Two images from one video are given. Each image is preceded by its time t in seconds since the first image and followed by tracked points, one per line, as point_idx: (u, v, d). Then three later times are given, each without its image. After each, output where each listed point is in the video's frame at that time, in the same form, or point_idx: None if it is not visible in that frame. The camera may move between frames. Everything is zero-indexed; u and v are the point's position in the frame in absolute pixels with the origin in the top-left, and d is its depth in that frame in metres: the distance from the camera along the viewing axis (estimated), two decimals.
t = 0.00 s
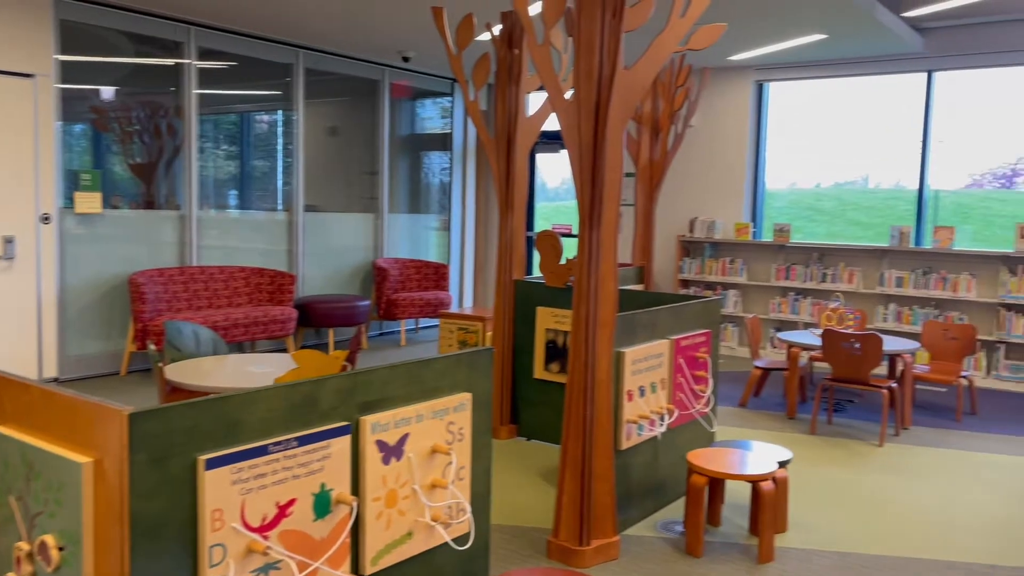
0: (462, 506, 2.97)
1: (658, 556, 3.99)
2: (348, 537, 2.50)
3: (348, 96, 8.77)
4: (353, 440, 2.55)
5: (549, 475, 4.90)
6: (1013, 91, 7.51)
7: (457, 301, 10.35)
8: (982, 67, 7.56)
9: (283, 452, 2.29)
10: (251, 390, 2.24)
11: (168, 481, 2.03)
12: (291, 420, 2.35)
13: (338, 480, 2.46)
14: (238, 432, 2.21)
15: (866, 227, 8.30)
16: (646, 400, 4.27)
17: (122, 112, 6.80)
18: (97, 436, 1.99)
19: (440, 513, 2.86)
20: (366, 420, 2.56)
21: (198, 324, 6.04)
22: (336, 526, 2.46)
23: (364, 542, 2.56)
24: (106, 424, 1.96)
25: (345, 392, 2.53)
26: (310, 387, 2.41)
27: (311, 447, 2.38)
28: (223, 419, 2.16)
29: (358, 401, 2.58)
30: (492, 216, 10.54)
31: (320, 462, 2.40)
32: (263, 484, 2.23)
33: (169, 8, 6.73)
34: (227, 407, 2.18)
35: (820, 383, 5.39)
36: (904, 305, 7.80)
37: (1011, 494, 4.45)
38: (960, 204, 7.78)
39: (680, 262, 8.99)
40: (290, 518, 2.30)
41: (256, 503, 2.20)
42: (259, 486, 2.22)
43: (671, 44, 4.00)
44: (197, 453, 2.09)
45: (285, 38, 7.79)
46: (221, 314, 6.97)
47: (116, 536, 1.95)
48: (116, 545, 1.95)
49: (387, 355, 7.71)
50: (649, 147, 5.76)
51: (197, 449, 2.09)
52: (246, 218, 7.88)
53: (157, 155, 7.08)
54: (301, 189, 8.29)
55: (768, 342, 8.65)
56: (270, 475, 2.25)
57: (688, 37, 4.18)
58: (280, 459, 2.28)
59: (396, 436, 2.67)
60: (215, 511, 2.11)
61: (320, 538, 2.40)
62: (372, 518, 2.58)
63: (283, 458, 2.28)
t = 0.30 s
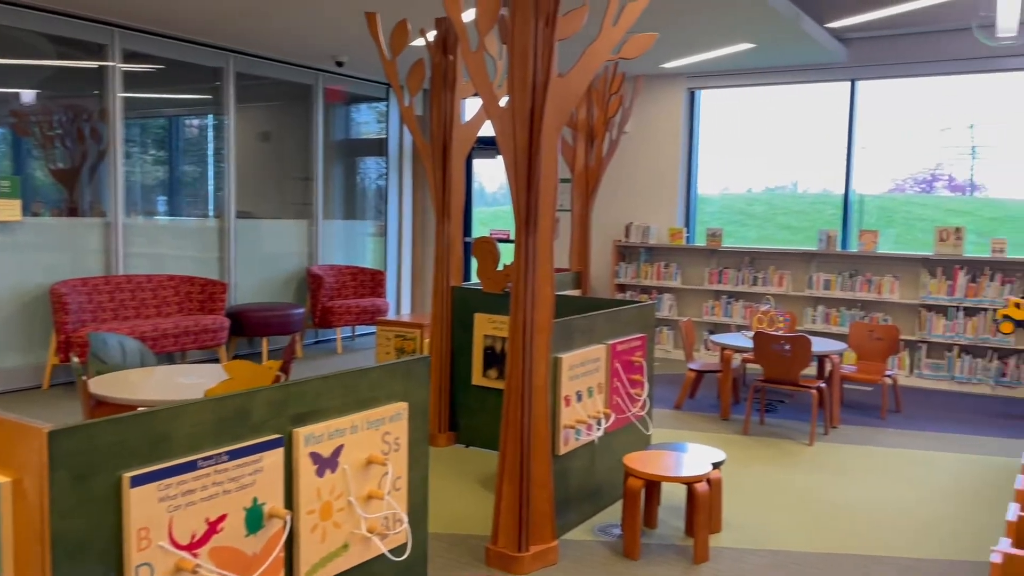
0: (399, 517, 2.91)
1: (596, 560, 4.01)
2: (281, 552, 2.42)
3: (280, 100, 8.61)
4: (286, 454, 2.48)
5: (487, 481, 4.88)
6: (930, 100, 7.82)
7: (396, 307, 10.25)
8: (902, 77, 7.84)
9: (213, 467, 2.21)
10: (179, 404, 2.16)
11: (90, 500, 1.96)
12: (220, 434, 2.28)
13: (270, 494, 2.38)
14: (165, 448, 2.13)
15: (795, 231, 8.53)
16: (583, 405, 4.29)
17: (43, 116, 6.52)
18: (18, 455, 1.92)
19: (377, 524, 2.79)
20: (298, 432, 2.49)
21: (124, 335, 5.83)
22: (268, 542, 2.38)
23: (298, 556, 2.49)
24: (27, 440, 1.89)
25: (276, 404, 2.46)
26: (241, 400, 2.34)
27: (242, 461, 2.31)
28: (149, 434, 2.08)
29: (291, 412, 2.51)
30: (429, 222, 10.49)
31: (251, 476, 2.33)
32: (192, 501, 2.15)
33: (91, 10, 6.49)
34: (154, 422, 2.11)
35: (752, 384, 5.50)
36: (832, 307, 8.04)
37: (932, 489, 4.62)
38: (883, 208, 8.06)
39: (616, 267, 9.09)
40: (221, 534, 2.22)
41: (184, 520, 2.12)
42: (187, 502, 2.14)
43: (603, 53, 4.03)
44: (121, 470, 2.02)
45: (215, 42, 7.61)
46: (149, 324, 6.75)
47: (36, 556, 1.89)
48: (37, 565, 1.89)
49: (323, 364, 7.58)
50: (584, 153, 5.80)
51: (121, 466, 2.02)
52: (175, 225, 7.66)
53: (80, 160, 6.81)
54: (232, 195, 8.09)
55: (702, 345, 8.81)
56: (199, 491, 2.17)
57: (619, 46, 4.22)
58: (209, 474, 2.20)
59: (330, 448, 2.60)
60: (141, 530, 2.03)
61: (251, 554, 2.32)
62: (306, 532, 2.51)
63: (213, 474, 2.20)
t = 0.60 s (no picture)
0: (342, 528, 2.86)
1: (542, 565, 4.02)
2: (220, 568, 2.36)
3: (218, 104, 8.43)
4: (224, 468, 2.42)
5: (433, 489, 4.85)
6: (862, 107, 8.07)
7: (340, 314, 10.13)
8: (834, 84, 8.09)
9: (148, 484, 2.14)
10: (112, 419, 2.10)
11: (17, 521, 1.89)
12: (155, 449, 2.21)
13: (209, 509, 2.32)
14: (98, 465, 2.06)
15: (733, 235, 8.72)
16: (528, 410, 4.29)
17: None
18: None
19: (319, 536, 2.73)
20: (237, 445, 2.44)
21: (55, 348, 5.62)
22: (207, 558, 2.31)
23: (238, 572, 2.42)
24: None
25: (214, 417, 2.40)
26: (177, 414, 2.28)
27: (178, 476, 2.24)
28: (80, 452, 2.02)
29: (229, 426, 2.45)
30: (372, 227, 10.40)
31: (188, 491, 2.26)
32: (126, 519, 2.08)
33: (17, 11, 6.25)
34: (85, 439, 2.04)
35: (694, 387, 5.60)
36: (770, 309, 8.25)
37: (866, 485, 4.76)
38: (818, 212, 8.30)
39: (560, 271, 9.18)
40: (157, 552, 2.15)
41: (118, 539, 2.05)
42: (122, 520, 2.07)
43: (542, 61, 4.05)
44: (51, 489, 1.95)
45: (149, 44, 7.40)
46: (81, 334, 6.52)
47: None
48: None
49: (265, 373, 7.45)
50: (527, 158, 5.81)
51: (51, 485, 1.95)
52: (109, 233, 7.43)
53: (6, 166, 6.54)
54: (168, 201, 7.89)
55: (644, 347, 8.94)
56: (134, 508, 2.10)
57: (559, 54, 4.24)
58: (144, 491, 2.13)
59: (271, 460, 2.54)
60: (73, 550, 1.96)
61: (189, 571, 2.26)
62: (246, 547, 2.45)
63: (148, 490, 2.14)
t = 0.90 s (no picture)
0: (291, 540, 2.80)
1: (494, 571, 4.01)
2: None
3: (161, 108, 8.24)
4: (168, 482, 2.36)
5: (386, 497, 4.81)
6: (804, 112, 8.26)
7: (289, 321, 9.99)
8: (777, 90, 8.26)
9: (89, 500, 2.08)
10: (50, 435, 2.04)
11: None
12: (95, 465, 2.15)
13: (153, 525, 2.26)
14: (35, 483, 2.00)
15: (682, 237, 8.85)
16: (480, 416, 4.28)
17: None
18: None
19: (268, 549, 2.66)
20: (181, 458, 2.38)
21: None
22: None
23: None
24: None
25: (158, 431, 2.35)
26: (118, 427, 2.23)
27: (120, 491, 2.18)
28: (16, 469, 1.96)
29: (173, 439, 2.40)
30: (322, 232, 10.28)
31: (131, 506, 2.20)
32: (66, 536, 2.01)
33: None
34: (22, 455, 1.98)
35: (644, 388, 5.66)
36: (718, 310, 8.39)
37: (812, 483, 4.87)
38: (764, 215, 8.48)
39: (512, 275, 9.22)
40: (99, 570, 2.08)
41: (58, 557, 1.98)
42: (61, 538, 2.00)
43: (491, 67, 4.05)
44: None
45: (89, 46, 7.20)
46: (19, 345, 6.30)
47: None
48: None
49: (212, 382, 7.30)
50: (477, 162, 5.77)
51: None
52: (48, 240, 7.19)
53: None
54: (110, 207, 7.68)
55: (596, 350, 9.01)
56: (74, 525, 2.04)
57: (508, 60, 4.24)
58: (85, 507, 2.07)
59: (217, 473, 2.49)
60: (12, 570, 1.87)
61: None
62: (191, 562, 2.38)
63: (89, 506, 2.08)
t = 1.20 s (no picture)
0: (247, 550, 2.74)
1: None
2: None
3: (110, 112, 8.06)
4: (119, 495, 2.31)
5: (345, 503, 4.76)
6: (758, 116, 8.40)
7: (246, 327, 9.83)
8: (732, 94, 8.38)
9: (37, 514, 2.02)
10: None
11: None
12: (43, 479, 2.09)
13: (103, 539, 2.20)
14: None
15: (640, 239, 8.93)
16: (439, 421, 4.27)
17: None
18: None
19: (223, 561, 2.60)
20: (132, 470, 2.33)
21: None
22: None
23: None
24: None
25: (108, 443, 2.30)
26: (67, 440, 2.17)
27: (68, 506, 2.13)
28: None
29: (124, 450, 2.35)
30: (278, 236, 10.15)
31: (80, 521, 2.14)
32: (14, 552, 1.95)
33: None
34: None
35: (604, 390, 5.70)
36: (675, 312, 8.48)
37: (768, 481, 4.95)
38: (720, 217, 8.59)
39: (472, 279, 9.21)
40: None
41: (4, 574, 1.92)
42: (8, 554, 1.94)
43: (446, 72, 4.03)
44: None
45: (35, 48, 7.01)
46: None
47: None
48: None
49: (167, 391, 7.16)
50: (435, 166, 5.72)
51: None
52: None
53: None
54: (59, 213, 7.49)
55: (556, 352, 9.05)
56: (22, 541, 1.98)
57: (463, 65, 4.23)
58: (33, 522, 2.01)
59: (169, 485, 2.44)
60: None
61: None
62: None
63: (37, 521, 2.02)
